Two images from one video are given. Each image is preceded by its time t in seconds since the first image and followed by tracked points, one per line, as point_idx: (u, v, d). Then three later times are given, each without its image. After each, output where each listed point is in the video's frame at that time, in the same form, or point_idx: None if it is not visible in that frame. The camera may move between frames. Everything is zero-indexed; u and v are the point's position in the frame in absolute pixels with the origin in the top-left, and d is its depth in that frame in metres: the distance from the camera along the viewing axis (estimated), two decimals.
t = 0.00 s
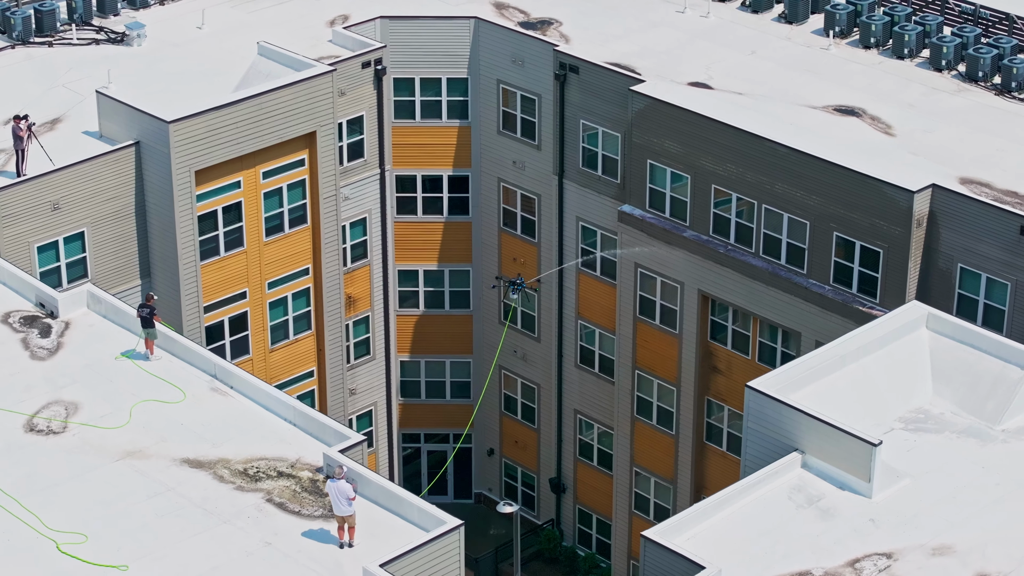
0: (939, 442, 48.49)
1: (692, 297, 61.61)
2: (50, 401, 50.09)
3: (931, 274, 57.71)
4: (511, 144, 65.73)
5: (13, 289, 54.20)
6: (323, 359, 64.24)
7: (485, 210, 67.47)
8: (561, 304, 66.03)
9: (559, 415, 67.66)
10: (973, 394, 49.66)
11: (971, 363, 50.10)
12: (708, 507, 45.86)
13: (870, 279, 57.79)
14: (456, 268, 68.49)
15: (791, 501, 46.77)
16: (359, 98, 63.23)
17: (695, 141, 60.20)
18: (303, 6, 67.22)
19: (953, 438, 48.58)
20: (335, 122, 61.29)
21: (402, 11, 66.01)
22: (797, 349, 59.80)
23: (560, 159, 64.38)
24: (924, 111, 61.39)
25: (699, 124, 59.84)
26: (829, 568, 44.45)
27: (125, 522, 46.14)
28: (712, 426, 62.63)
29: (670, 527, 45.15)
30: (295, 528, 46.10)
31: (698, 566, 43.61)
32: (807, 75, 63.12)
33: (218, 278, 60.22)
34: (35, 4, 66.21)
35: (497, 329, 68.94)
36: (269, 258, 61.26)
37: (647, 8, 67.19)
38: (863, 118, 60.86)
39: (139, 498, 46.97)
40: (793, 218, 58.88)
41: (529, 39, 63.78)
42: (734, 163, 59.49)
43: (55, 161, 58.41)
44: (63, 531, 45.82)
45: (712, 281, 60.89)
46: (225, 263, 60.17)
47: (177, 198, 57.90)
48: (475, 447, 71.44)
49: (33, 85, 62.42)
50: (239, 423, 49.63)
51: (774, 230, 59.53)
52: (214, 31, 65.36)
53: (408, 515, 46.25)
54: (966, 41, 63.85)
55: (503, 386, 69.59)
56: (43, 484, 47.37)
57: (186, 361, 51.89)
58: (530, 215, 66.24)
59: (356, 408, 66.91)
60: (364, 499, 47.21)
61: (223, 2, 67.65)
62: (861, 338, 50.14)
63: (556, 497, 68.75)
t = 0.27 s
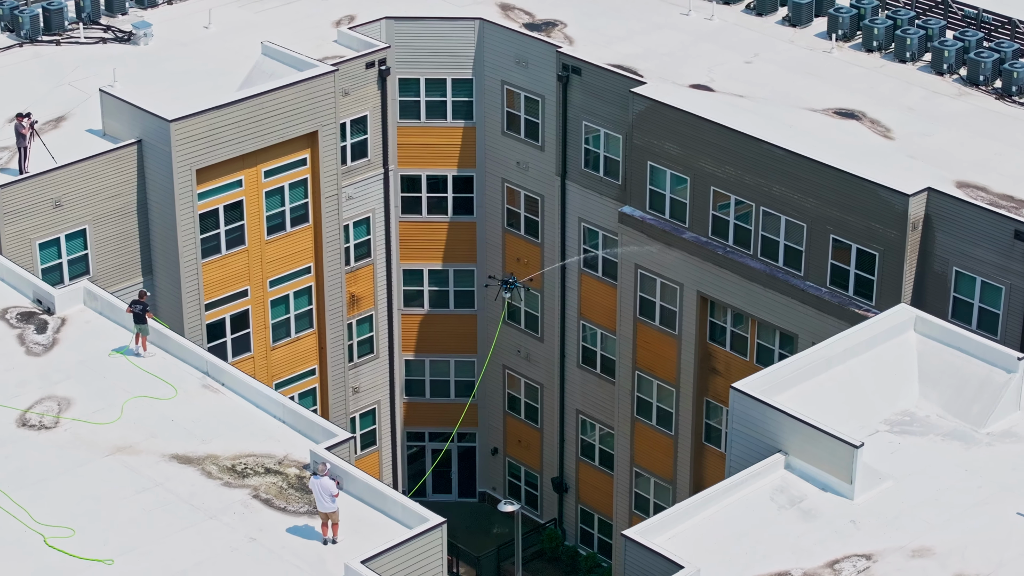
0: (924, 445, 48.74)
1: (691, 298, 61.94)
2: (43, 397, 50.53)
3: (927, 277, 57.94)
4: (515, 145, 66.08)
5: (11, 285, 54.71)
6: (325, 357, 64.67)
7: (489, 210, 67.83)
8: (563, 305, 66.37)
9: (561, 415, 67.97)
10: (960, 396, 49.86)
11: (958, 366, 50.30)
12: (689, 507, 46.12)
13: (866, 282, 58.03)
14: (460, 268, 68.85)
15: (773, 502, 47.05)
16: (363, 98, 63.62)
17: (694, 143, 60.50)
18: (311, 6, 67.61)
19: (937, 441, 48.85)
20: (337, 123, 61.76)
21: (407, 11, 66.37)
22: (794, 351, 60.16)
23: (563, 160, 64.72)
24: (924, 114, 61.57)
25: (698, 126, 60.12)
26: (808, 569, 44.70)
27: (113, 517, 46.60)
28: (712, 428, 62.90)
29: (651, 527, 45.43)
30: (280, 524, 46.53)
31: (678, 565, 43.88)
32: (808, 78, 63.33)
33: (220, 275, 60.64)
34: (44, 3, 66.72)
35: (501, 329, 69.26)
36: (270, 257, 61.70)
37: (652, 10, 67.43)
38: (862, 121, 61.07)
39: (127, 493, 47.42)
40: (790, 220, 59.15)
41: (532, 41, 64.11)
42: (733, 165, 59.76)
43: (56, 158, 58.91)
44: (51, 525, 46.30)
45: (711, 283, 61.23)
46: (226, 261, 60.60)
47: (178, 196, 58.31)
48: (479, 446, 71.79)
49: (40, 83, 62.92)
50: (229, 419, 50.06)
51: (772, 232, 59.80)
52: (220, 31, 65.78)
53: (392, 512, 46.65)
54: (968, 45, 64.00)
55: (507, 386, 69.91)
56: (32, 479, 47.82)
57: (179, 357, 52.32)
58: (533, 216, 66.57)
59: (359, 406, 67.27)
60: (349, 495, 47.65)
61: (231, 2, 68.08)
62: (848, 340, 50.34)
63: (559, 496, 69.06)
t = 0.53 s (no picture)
0: (912, 448, 48.94)
1: (693, 300, 62.24)
2: (40, 392, 50.99)
3: (926, 281, 58.12)
4: (522, 146, 66.37)
5: (14, 282, 55.23)
6: (330, 356, 65.09)
7: (497, 210, 68.12)
8: (569, 306, 66.66)
9: (566, 415, 68.24)
10: (949, 399, 50.01)
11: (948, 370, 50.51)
12: (674, 508, 46.41)
13: (865, 284, 58.26)
14: (468, 268, 69.17)
15: (759, 503, 47.33)
16: (370, 98, 64.06)
17: (697, 145, 60.75)
18: (321, 6, 68.00)
19: (926, 444, 49.09)
20: (343, 124, 62.07)
21: (416, 12, 66.73)
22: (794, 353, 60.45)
23: (568, 161, 65.01)
24: (927, 118, 61.73)
25: (701, 128, 60.37)
26: (791, 570, 44.95)
27: (104, 512, 47.03)
28: (714, 429, 63.14)
29: (635, 527, 45.72)
30: (268, 521, 46.95)
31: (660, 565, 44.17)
32: (813, 81, 63.52)
33: (225, 274, 61.06)
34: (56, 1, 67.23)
35: (508, 330, 69.53)
36: (275, 255, 62.10)
37: (660, 13, 67.67)
38: (865, 124, 61.26)
39: (119, 488, 47.86)
40: (791, 223, 59.36)
41: (539, 42, 64.40)
42: (735, 168, 60.01)
43: (62, 156, 59.42)
44: (42, 519, 46.75)
45: (712, 285, 61.53)
46: (232, 259, 61.03)
47: (183, 194, 58.71)
48: (486, 446, 72.07)
49: (49, 81, 63.41)
50: (223, 416, 50.46)
51: (773, 235, 60.02)
52: (230, 30, 66.20)
53: (380, 510, 47.02)
54: (973, 49, 64.14)
55: (514, 385, 70.18)
56: (26, 473, 48.27)
57: (175, 354, 52.75)
58: (540, 217, 66.84)
59: (365, 404, 67.66)
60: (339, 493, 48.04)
61: (242, 2, 68.50)
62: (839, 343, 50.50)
63: (564, 496, 69.35)
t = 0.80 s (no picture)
0: (904, 451, 49.10)
1: (700, 302, 62.51)
2: (41, 388, 51.44)
3: (929, 285, 58.25)
4: (534, 147, 66.66)
5: (19, 278, 55.74)
6: (339, 354, 65.43)
7: (509, 211, 68.43)
8: (579, 307, 66.94)
9: (576, 416, 68.49)
10: (943, 404, 50.28)
11: (943, 374, 50.67)
12: (663, 508, 46.70)
13: (869, 288, 58.40)
14: (480, 268, 69.46)
15: (748, 505, 47.54)
16: (381, 98, 64.35)
17: (704, 148, 60.97)
18: (336, 7, 68.38)
19: (919, 448, 49.24)
20: (352, 123, 62.49)
21: (430, 14, 67.07)
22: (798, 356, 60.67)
23: (579, 163, 65.29)
24: (935, 123, 61.83)
25: (708, 132, 60.58)
26: (777, 572, 45.15)
27: (99, 507, 47.47)
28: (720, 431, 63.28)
29: (623, 528, 45.99)
30: (261, 517, 47.35)
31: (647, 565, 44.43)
32: (823, 85, 63.68)
33: (233, 272, 61.43)
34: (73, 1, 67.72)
35: (519, 330, 69.84)
36: (284, 254, 62.47)
37: (672, 16, 67.90)
38: (872, 129, 61.39)
39: (115, 483, 48.29)
40: (796, 227, 59.54)
41: (550, 45, 64.68)
42: (741, 171, 60.22)
43: (72, 154, 59.91)
44: (38, 513, 47.19)
45: (718, 287, 61.80)
46: (240, 258, 61.40)
47: (191, 192, 59.06)
48: (498, 446, 72.37)
49: (64, 79, 63.88)
50: (221, 413, 50.84)
51: (779, 238, 60.20)
52: (244, 31, 66.64)
53: (372, 508, 47.37)
54: (983, 54, 64.20)
55: (525, 386, 70.46)
56: (24, 468, 48.72)
57: (176, 352, 53.20)
58: (551, 218, 67.12)
59: (376, 403, 68.02)
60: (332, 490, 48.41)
61: (257, 3, 68.95)
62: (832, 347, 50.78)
63: (574, 496, 69.58)
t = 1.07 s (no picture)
0: (896, 453, 49.21)
1: (706, 302, 62.71)
2: (41, 381, 51.86)
3: (932, 288, 58.33)
4: (545, 147, 66.86)
5: (24, 272, 56.18)
6: (347, 351, 65.72)
7: (520, 211, 68.66)
8: (588, 306, 67.15)
9: (585, 415, 68.71)
10: (936, 406, 50.34)
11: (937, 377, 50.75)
12: (651, 507, 46.90)
13: (872, 291, 58.56)
14: (491, 267, 69.73)
15: (738, 505, 47.71)
16: (392, 97, 64.65)
17: (712, 149, 61.14)
18: (350, 5, 68.71)
19: (910, 450, 49.37)
20: (361, 122, 62.78)
21: (443, 13, 67.34)
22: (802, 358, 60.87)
23: (589, 162, 65.51)
24: (942, 126, 61.89)
25: (716, 133, 60.76)
26: (763, 571, 45.32)
27: (93, 499, 47.88)
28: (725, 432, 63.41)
29: (611, 526, 46.17)
30: (252, 512, 47.72)
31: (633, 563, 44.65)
32: (832, 87, 63.80)
33: (242, 269, 61.80)
34: None
35: (529, 329, 70.06)
36: (293, 251, 62.79)
37: (685, 17, 68.07)
38: (879, 131, 61.48)
39: (110, 476, 48.69)
40: (801, 228, 59.71)
41: (561, 45, 64.89)
42: (747, 172, 60.40)
43: (81, 150, 60.32)
44: (32, 505, 47.61)
45: (724, 287, 61.99)
46: (247, 255, 61.74)
47: (199, 189, 59.39)
48: (509, 444, 72.61)
49: (77, 74, 64.33)
50: (217, 408, 51.19)
51: (783, 240, 60.41)
52: (258, 28, 67.03)
53: (362, 503, 47.69)
54: (993, 57, 64.21)
55: (536, 385, 70.69)
56: (21, 460, 49.14)
57: (176, 347, 53.59)
58: (562, 218, 67.32)
59: (386, 400, 68.37)
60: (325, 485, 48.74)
61: (272, 1, 69.35)
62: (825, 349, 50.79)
63: (583, 495, 69.76)
